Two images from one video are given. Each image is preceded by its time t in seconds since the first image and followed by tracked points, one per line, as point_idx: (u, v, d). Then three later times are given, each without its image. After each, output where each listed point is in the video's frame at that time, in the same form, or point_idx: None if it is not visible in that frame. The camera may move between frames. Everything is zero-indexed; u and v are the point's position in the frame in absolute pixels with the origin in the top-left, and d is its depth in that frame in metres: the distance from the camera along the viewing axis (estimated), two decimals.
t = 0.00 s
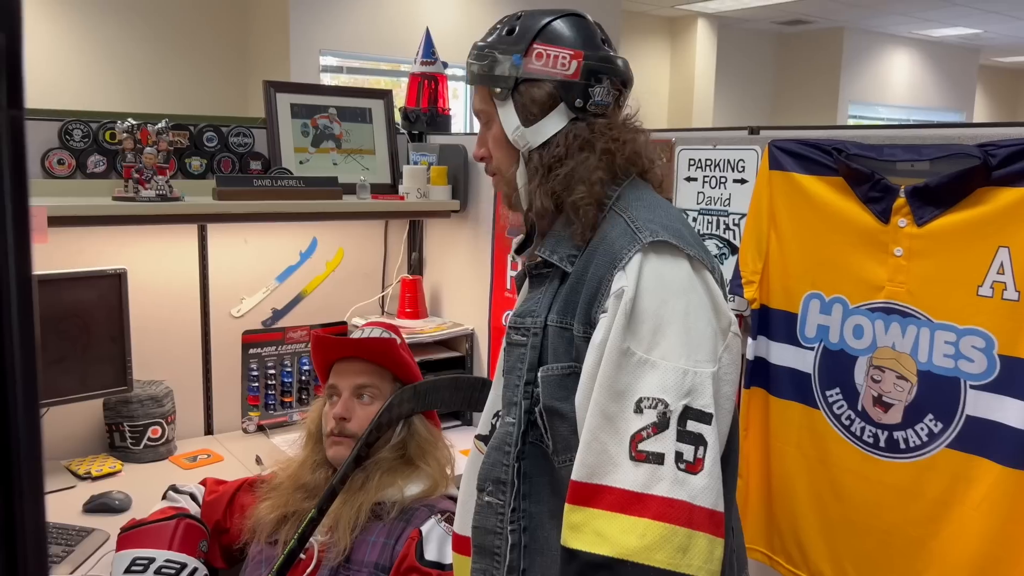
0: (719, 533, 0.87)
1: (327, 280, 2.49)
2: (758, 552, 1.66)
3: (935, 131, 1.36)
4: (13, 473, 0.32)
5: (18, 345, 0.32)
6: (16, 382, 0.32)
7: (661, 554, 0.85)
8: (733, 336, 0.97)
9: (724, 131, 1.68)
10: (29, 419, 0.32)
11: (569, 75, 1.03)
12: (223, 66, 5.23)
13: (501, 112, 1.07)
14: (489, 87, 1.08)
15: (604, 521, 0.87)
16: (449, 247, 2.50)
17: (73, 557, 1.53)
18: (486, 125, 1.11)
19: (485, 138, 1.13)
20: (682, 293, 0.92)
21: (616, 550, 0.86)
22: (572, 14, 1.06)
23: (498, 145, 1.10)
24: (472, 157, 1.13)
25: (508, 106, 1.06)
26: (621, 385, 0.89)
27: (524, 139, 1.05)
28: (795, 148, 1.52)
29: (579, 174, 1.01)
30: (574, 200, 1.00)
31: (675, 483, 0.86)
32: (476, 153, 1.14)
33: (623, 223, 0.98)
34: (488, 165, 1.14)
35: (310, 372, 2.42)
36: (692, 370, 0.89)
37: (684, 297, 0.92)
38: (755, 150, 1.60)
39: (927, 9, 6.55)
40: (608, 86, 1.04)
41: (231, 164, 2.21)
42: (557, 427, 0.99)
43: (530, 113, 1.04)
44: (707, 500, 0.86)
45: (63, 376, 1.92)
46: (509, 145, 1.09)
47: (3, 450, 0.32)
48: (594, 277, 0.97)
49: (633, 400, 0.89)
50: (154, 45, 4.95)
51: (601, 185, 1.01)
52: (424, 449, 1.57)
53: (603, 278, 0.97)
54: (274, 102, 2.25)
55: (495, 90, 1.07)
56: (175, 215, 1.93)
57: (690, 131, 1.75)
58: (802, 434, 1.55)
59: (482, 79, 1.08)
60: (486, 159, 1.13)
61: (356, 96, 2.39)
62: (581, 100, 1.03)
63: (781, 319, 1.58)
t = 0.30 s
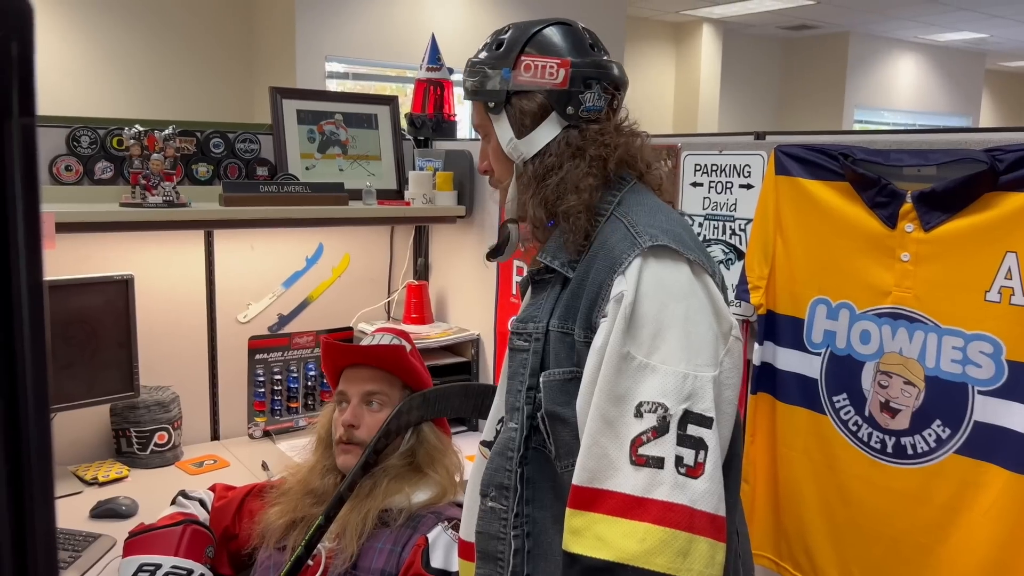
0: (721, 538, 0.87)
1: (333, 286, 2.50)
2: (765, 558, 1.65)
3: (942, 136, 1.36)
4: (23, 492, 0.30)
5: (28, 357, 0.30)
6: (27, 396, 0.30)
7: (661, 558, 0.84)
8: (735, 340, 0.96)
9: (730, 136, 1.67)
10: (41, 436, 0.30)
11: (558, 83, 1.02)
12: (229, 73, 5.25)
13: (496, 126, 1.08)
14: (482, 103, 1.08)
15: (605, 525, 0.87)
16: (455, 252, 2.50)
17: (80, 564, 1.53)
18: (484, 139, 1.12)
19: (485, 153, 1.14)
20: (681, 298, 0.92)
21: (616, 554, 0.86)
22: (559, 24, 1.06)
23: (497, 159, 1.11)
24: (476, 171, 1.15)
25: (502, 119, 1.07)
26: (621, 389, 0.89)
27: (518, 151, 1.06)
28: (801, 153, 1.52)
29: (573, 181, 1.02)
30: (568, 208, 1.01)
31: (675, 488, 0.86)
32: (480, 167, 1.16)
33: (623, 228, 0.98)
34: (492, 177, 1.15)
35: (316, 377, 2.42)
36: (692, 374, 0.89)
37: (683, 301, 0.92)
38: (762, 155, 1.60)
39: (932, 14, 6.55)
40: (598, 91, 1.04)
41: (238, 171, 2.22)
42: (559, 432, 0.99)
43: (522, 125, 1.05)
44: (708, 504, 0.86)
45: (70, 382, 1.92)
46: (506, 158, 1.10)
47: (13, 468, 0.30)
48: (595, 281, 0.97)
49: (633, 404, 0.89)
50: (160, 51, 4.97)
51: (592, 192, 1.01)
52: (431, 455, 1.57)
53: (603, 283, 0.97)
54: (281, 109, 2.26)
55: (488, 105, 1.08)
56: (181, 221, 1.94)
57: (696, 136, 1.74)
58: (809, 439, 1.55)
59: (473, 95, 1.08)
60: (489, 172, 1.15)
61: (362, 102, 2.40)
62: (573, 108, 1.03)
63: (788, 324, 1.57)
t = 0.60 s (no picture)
0: (719, 540, 0.87)
1: (338, 290, 2.50)
2: (770, 563, 1.65)
3: (947, 140, 1.36)
4: (30, 496, 0.30)
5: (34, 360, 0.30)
6: (33, 401, 0.29)
7: (660, 561, 0.85)
8: (734, 343, 0.96)
9: (734, 140, 1.67)
10: (46, 441, 0.30)
11: (555, 88, 1.02)
12: (234, 78, 5.27)
13: (494, 133, 1.08)
14: (479, 112, 1.08)
15: (605, 529, 0.87)
16: (460, 257, 2.50)
17: (84, 568, 1.54)
18: (482, 147, 1.12)
19: (484, 161, 1.14)
20: (678, 301, 0.92)
21: (615, 558, 0.86)
22: (552, 30, 1.06)
23: (495, 166, 1.11)
24: (476, 179, 1.15)
25: (499, 127, 1.07)
26: (619, 393, 0.89)
27: (517, 157, 1.06)
28: (805, 157, 1.52)
29: (571, 186, 1.02)
30: (567, 213, 1.01)
31: (674, 491, 0.86)
32: (480, 175, 1.16)
33: (620, 231, 0.98)
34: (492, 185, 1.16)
35: (321, 381, 2.42)
36: (690, 377, 0.89)
37: (680, 305, 0.92)
38: (766, 159, 1.59)
39: (936, 16, 6.54)
40: (594, 95, 1.04)
41: (243, 175, 2.23)
42: (558, 436, 0.99)
43: (519, 132, 1.05)
44: (706, 507, 0.86)
45: (75, 386, 1.93)
46: (505, 165, 1.10)
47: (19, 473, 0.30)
48: (592, 285, 0.97)
49: (631, 408, 0.89)
50: (165, 57, 4.99)
51: (590, 196, 1.02)
52: (436, 459, 1.58)
53: (600, 287, 0.96)
54: (285, 114, 2.27)
55: (484, 113, 1.07)
56: (186, 226, 1.95)
57: (700, 140, 1.73)
58: (814, 444, 1.54)
59: (469, 104, 1.08)
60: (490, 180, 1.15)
61: (366, 107, 2.40)
62: (569, 113, 1.03)
63: (793, 328, 1.57)
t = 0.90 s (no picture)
0: (718, 543, 0.87)
1: (344, 294, 2.51)
2: (774, 566, 1.65)
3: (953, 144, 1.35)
4: (34, 499, 0.30)
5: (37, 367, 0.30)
6: (36, 403, 0.30)
7: (657, 563, 0.85)
8: (732, 345, 0.96)
9: (738, 143, 1.67)
10: (49, 443, 0.30)
11: (555, 93, 1.03)
12: (240, 82, 5.29)
13: (494, 138, 1.08)
14: (479, 117, 1.08)
15: (604, 531, 0.88)
16: (465, 260, 2.50)
17: (90, 572, 1.54)
18: (482, 152, 1.13)
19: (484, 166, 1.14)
20: (676, 304, 0.92)
21: (614, 560, 0.86)
22: (552, 36, 1.07)
23: (496, 171, 1.11)
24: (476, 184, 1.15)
25: (500, 131, 1.07)
26: (617, 396, 0.90)
27: (518, 162, 1.06)
28: (809, 160, 1.51)
29: (571, 189, 1.02)
30: (567, 216, 1.02)
31: (671, 493, 0.87)
32: (480, 180, 1.16)
33: (618, 235, 0.98)
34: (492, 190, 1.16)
35: (327, 385, 2.43)
36: (687, 380, 0.89)
37: (677, 308, 0.92)
38: (771, 163, 1.59)
39: (943, 18, 6.53)
40: (595, 100, 1.04)
41: (249, 179, 2.24)
42: (559, 440, 0.99)
43: (520, 136, 1.05)
44: (705, 509, 0.87)
45: (82, 390, 1.94)
46: (505, 170, 1.10)
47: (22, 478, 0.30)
48: (591, 288, 0.97)
49: (629, 411, 0.89)
50: (173, 61, 5.02)
51: (590, 200, 1.02)
52: (441, 463, 1.58)
53: (599, 290, 0.97)
54: (291, 118, 2.27)
55: (485, 118, 1.08)
56: (193, 230, 1.95)
57: (705, 143, 1.73)
58: (819, 447, 1.54)
59: (470, 109, 1.09)
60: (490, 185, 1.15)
61: (371, 111, 2.41)
62: (570, 117, 1.03)
63: (798, 332, 1.56)
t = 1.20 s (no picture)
0: (721, 546, 0.87)
1: (352, 296, 2.52)
2: (782, 569, 1.64)
3: (961, 144, 1.35)
4: (37, 501, 0.30)
5: (42, 370, 0.30)
6: (39, 405, 0.30)
7: (659, 566, 0.85)
8: (736, 347, 0.96)
9: (746, 144, 1.67)
10: (52, 445, 0.31)
11: (560, 95, 1.03)
12: (250, 86, 5.31)
13: (499, 140, 1.08)
14: (485, 119, 1.09)
15: (606, 533, 0.88)
16: (473, 262, 2.50)
17: (100, 573, 1.55)
18: (487, 154, 1.13)
19: (489, 168, 1.14)
20: (678, 305, 0.92)
21: (616, 563, 0.86)
22: (556, 39, 1.07)
23: (500, 172, 1.11)
24: (480, 186, 1.15)
25: (505, 133, 1.07)
26: (619, 398, 0.90)
27: (523, 163, 1.06)
28: (817, 161, 1.51)
29: (576, 191, 1.02)
30: (571, 218, 1.02)
31: (674, 496, 0.87)
32: (485, 182, 1.16)
33: (621, 236, 0.98)
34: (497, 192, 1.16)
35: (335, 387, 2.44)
36: (690, 382, 0.89)
37: (680, 309, 0.92)
38: (778, 164, 1.59)
39: (953, 17, 6.50)
40: (600, 102, 1.05)
41: (258, 182, 2.25)
42: (563, 442, 0.99)
43: (526, 138, 1.05)
44: (707, 512, 0.86)
45: (92, 392, 1.95)
46: (510, 171, 1.10)
47: (26, 480, 0.30)
48: (594, 289, 0.97)
49: (632, 413, 0.89)
50: (183, 65, 5.05)
51: (594, 202, 1.02)
52: (447, 465, 1.58)
53: (601, 292, 0.97)
54: (300, 121, 2.28)
55: (490, 120, 1.08)
56: (202, 233, 1.96)
57: (712, 145, 1.73)
58: (827, 449, 1.53)
59: (476, 111, 1.09)
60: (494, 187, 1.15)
61: (379, 114, 2.42)
62: (575, 119, 1.03)
63: (805, 334, 1.56)
